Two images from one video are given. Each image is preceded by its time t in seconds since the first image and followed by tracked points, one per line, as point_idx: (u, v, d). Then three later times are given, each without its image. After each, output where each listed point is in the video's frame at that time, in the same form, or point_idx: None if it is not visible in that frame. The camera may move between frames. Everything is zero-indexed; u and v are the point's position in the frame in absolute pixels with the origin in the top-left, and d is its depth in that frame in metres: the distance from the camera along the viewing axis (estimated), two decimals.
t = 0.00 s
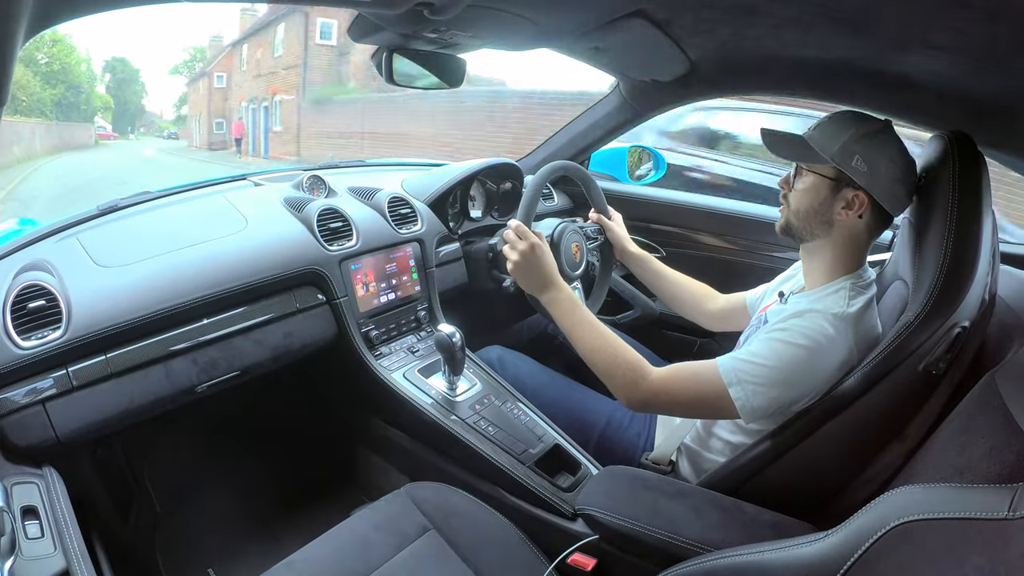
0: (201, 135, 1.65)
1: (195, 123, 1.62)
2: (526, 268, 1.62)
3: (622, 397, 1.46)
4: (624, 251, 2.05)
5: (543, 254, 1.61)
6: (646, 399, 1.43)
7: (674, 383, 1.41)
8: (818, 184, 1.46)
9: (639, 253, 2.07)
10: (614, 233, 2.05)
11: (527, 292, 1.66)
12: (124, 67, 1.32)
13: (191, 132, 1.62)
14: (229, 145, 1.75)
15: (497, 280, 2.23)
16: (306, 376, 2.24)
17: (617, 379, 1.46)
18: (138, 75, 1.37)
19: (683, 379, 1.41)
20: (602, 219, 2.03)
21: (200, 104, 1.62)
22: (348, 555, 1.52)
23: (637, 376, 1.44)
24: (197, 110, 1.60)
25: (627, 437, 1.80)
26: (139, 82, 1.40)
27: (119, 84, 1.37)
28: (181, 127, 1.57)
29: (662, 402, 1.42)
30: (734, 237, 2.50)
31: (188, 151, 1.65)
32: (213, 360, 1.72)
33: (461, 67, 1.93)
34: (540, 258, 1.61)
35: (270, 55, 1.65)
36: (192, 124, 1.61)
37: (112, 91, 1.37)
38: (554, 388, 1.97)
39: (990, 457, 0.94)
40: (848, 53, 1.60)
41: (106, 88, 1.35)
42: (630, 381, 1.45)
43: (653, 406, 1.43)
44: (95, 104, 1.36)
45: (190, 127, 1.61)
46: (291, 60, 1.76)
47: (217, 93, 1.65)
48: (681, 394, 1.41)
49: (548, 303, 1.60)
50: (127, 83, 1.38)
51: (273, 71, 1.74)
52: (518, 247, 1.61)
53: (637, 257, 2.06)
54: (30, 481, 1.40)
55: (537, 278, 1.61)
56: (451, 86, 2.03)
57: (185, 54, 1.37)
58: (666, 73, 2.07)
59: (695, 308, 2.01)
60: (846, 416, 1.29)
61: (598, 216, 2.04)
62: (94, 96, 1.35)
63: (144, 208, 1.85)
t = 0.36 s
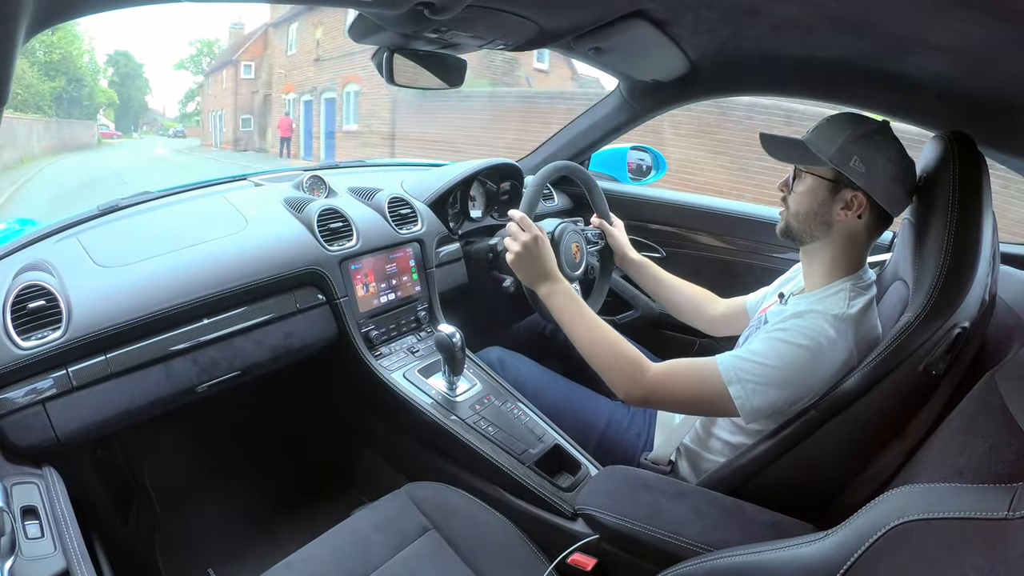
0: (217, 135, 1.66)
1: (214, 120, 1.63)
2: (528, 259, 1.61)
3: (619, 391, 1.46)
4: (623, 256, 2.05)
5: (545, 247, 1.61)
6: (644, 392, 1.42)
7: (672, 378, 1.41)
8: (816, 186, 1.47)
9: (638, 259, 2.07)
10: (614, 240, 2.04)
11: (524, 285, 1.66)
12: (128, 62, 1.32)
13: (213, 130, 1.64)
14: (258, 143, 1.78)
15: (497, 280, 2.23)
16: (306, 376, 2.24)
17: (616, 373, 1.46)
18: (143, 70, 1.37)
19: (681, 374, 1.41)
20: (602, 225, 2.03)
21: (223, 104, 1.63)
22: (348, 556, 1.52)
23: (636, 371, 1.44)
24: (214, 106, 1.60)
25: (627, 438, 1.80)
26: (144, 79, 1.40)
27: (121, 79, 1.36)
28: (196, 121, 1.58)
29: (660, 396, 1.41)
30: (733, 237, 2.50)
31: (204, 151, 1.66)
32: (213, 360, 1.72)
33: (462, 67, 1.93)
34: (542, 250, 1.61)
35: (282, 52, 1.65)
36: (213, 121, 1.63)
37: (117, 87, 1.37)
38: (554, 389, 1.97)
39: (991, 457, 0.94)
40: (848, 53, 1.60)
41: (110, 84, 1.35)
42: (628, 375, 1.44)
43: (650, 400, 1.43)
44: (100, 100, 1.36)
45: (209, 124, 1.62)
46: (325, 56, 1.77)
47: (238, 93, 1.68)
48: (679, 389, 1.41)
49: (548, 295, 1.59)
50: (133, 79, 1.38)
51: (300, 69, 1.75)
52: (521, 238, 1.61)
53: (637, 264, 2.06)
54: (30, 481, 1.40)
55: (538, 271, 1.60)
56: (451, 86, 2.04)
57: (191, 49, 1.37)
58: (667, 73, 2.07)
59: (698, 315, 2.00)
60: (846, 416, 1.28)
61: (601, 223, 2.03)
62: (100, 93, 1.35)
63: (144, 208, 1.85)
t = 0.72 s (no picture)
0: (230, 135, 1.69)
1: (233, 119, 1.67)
2: (529, 247, 1.58)
3: (614, 382, 1.44)
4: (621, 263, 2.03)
5: (545, 236, 1.59)
6: (637, 382, 1.42)
7: (669, 370, 1.40)
8: (809, 188, 1.46)
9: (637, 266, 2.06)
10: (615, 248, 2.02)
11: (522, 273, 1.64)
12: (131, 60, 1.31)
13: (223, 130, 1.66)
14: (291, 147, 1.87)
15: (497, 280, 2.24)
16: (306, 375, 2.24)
17: (613, 364, 1.44)
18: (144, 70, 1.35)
19: (678, 367, 1.40)
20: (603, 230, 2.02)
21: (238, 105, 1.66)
22: (348, 556, 1.52)
23: (633, 362, 1.43)
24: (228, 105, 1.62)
25: (627, 437, 1.80)
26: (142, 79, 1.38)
27: (120, 77, 1.34)
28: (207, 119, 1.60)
29: (656, 387, 1.40)
30: (733, 237, 2.51)
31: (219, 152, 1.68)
32: (213, 360, 1.72)
33: (462, 67, 1.93)
34: (543, 240, 1.58)
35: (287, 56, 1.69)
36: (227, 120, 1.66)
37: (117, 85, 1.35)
38: (554, 389, 1.97)
39: (991, 457, 0.94)
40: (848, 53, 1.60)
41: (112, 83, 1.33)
42: (625, 365, 1.43)
43: (646, 392, 1.42)
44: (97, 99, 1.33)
45: (222, 122, 1.65)
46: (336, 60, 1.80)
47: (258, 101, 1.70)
48: (676, 381, 1.39)
49: (546, 285, 1.57)
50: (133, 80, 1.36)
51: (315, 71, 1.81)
52: (522, 226, 1.57)
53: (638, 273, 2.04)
54: (30, 481, 1.40)
55: (537, 260, 1.58)
56: (450, 86, 2.03)
57: (190, 46, 1.37)
58: (667, 73, 2.07)
59: (700, 319, 1.99)
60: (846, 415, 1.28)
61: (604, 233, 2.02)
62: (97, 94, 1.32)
63: (144, 208, 1.84)
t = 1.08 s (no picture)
0: (243, 134, 1.70)
1: (273, 112, 1.76)
2: (529, 241, 1.57)
3: (614, 377, 1.44)
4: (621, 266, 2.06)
5: (545, 230, 1.58)
6: (637, 377, 1.42)
7: (670, 368, 1.40)
8: (809, 187, 1.46)
9: (637, 269, 2.08)
10: (614, 250, 2.05)
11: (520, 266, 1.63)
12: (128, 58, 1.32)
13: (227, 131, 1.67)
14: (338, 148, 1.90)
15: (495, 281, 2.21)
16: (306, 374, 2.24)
17: (615, 359, 1.44)
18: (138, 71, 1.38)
19: (678, 365, 1.40)
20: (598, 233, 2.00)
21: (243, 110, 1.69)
22: (348, 555, 1.52)
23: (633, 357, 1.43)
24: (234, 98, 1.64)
25: (627, 438, 1.79)
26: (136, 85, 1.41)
27: (112, 75, 1.36)
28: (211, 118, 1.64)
29: (656, 384, 1.40)
30: (733, 237, 2.50)
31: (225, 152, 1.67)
32: (213, 360, 1.72)
33: (461, 67, 1.93)
34: (544, 234, 1.57)
35: (313, 55, 1.72)
36: (231, 116, 1.66)
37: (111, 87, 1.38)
38: (554, 388, 1.96)
39: (991, 456, 0.94)
40: (849, 53, 1.60)
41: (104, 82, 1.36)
42: (625, 361, 1.43)
43: (645, 387, 1.42)
44: (89, 98, 1.35)
45: (223, 123, 1.66)
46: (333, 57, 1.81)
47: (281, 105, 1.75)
48: (675, 379, 1.40)
49: (546, 278, 1.57)
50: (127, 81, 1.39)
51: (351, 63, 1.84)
52: (522, 220, 1.56)
53: (637, 275, 2.07)
54: (30, 481, 1.40)
55: (538, 253, 1.58)
56: (448, 87, 2.03)
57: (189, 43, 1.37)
58: (667, 73, 2.07)
59: (700, 326, 2.00)
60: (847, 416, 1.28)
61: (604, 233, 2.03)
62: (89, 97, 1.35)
63: (144, 208, 1.85)
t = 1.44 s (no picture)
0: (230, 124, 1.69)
1: (316, 103, 1.91)
2: (529, 240, 1.57)
3: (614, 377, 1.46)
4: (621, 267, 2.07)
5: (546, 229, 1.57)
6: (632, 374, 1.43)
7: (669, 367, 1.41)
8: (810, 187, 1.46)
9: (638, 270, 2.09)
10: (615, 252, 2.05)
11: (520, 264, 1.63)
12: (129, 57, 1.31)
13: (226, 128, 1.68)
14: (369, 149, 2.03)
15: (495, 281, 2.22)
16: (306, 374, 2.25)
17: (613, 357, 1.45)
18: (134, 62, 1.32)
19: (678, 365, 1.41)
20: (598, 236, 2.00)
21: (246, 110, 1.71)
22: (348, 556, 1.52)
23: (633, 358, 1.44)
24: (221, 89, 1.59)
25: (627, 438, 1.80)
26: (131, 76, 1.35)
27: (103, 64, 1.29)
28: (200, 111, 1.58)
29: (655, 383, 1.41)
30: (733, 237, 2.51)
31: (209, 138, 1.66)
32: (213, 360, 1.72)
33: (461, 67, 1.93)
34: (544, 232, 1.57)
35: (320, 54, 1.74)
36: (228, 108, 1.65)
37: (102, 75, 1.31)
38: (553, 388, 1.96)
39: (992, 455, 0.94)
40: (848, 53, 1.60)
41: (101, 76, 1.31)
42: (625, 361, 1.44)
43: (645, 387, 1.43)
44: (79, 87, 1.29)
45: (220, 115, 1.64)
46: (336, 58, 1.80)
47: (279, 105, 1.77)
48: (675, 379, 1.41)
49: (546, 279, 1.58)
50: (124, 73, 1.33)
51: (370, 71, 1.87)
52: (523, 219, 1.55)
53: (638, 277, 2.07)
54: (30, 481, 1.40)
55: (539, 252, 1.58)
56: (449, 87, 2.02)
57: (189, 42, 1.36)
58: (667, 73, 2.07)
59: (700, 327, 2.00)
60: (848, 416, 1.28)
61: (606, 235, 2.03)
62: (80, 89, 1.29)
63: (143, 208, 1.84)
